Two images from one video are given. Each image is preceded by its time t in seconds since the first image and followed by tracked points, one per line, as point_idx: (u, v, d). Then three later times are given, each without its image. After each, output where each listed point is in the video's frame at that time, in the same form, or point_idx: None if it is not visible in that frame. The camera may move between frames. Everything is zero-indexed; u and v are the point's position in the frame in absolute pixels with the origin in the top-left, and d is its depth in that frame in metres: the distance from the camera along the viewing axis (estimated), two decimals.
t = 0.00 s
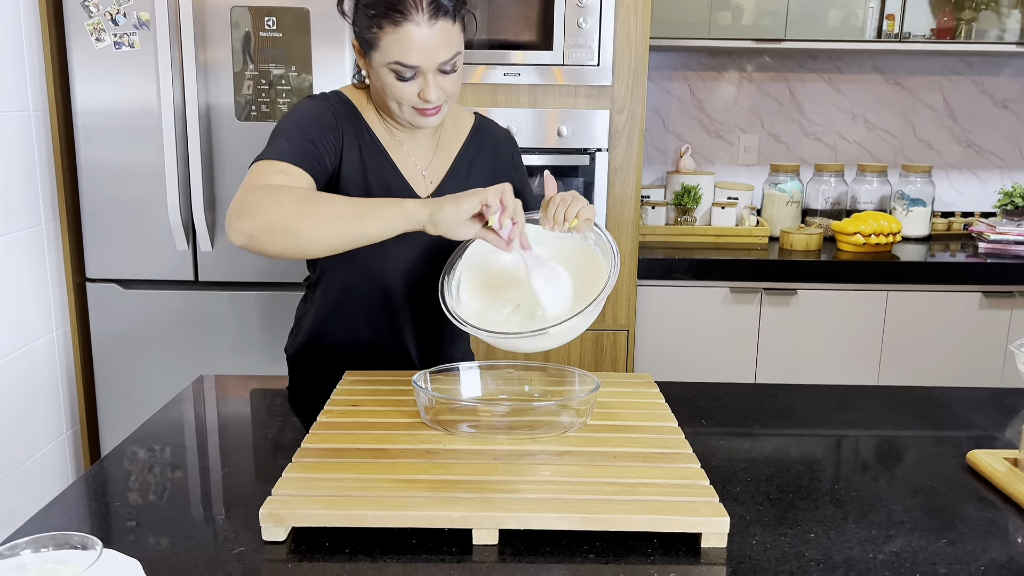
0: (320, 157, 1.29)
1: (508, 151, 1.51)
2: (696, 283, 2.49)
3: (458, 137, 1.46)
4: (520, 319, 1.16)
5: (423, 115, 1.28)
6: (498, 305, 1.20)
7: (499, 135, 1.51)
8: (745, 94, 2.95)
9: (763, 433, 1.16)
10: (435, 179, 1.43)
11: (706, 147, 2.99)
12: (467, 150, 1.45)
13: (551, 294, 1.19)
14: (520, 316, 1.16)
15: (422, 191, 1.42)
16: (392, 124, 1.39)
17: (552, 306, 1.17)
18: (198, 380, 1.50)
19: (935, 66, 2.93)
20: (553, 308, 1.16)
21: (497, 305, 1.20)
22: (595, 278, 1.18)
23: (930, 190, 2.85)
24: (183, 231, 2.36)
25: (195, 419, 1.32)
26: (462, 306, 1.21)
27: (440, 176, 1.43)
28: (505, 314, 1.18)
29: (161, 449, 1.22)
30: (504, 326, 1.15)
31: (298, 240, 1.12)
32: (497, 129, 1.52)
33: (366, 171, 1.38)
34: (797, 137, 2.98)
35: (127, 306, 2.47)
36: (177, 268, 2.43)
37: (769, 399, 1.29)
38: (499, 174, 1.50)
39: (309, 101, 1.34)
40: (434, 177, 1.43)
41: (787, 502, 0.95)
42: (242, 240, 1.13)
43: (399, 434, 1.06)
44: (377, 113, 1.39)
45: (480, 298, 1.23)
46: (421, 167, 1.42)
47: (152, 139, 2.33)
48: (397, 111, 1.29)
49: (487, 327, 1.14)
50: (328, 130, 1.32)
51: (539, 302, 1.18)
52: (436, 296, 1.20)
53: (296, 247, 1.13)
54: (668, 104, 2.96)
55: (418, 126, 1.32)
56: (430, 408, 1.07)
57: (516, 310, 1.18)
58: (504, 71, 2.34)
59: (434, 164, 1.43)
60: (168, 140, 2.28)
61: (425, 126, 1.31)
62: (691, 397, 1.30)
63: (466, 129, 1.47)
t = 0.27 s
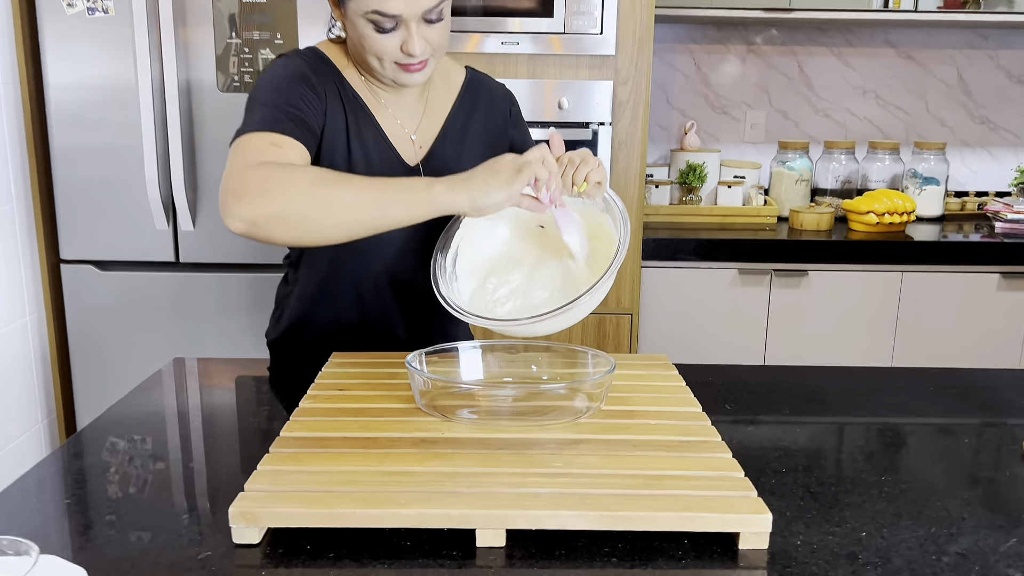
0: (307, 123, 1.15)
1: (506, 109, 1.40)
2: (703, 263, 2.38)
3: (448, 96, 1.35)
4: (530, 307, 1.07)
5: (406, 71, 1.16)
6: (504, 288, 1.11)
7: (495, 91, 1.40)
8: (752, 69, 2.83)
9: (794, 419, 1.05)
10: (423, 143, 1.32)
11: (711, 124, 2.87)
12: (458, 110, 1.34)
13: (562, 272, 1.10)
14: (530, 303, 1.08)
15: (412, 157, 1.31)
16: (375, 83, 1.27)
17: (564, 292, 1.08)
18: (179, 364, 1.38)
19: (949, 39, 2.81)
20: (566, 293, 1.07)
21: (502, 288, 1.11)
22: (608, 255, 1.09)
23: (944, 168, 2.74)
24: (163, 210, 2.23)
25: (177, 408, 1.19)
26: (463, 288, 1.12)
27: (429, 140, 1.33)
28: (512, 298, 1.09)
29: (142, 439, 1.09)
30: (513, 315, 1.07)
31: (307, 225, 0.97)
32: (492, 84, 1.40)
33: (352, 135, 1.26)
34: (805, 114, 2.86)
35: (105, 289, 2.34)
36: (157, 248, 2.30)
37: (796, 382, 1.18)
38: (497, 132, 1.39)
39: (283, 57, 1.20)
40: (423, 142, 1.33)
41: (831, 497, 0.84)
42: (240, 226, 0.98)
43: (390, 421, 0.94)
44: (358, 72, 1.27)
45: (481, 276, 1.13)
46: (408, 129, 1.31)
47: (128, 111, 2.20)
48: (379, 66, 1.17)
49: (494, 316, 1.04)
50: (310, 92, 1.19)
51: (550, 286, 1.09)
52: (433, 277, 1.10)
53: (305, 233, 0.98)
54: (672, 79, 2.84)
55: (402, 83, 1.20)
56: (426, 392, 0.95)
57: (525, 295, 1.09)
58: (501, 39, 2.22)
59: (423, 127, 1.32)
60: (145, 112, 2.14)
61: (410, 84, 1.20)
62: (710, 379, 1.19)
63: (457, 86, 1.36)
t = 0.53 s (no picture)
0: (275, 78, 1.01)
1: (498, 64, 1.27)
2: (716, 248, 2.24)
3: (432, 51, 1.21)
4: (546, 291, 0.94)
5: (382, 18, 1.02)
6: (515, 270, 0.97)
7: (484, 44, 1.27)
8: (761, 44, 2.70)
9: (847, 414, 0.91)
10: (406, 106, 1.20)
11: (719, 102, 2.74)
12: (444, 66, 1.21)
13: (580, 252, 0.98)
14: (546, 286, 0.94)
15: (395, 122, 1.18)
16: (350, 37, 1.13)
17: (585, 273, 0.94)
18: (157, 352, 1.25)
19: (968, 12, 2.68)
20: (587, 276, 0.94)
21: (513, 270, 0.97)
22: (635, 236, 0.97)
23: (962, 148, 2.61)
24: (138, 190, 2.08)
25: (156, 404, 1.04)
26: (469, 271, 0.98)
27: (413, 103, 1.20)
28: (525, 282, 0.96)
29: (118, 436, 0.94)
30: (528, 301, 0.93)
31: (281, 181, 0.84)
32: (481, 36, 1.27)
33: (328, 96, 1.12)
34: (816, 92, 2.73)
35: (77, 276, 2.18)
36: (132, 232, 2.14)
37: (841, 372, 1.05)
38: (490, 90, 1.27)
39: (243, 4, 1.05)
40: (407, 105, 1.20)
41: (908, 508, 0.71)
42: (198, 184, 0.83)
43: (384, 420, 0.81)
44: (330, 23, 1.13)
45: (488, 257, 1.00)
46: (389, 90, 1.18)
47: (99, 84, 2.04)
48: (351, 15, 1.03)
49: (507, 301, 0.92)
50: (276, 42, 1.05)
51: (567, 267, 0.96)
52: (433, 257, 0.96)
53: (277, 191, 0.84)
54: (678, 55, 2.70)
55: (380, 34, 1.06)
56: (424, 385, 0.82)
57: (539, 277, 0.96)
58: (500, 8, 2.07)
59: (406, 87, 1.20)
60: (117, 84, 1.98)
61: (388, 35, 1.05)
62: (743, 370, 1.06)
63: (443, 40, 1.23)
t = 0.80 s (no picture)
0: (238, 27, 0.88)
1: None
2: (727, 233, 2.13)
3: None
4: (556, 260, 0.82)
5: None
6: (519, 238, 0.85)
7: None
8: (768, 20, 2.58)
9: (903, 404, 0.81)
10: (384, 59, 1.08)
11: (726, 82, 2.63)
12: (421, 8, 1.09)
13: (591, 221, 0.86)
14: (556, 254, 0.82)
15: (372, 77, 1.07)
16: None
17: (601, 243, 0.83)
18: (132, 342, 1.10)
19: None
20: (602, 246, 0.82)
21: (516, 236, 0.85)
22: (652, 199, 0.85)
23: (979, 128, 2.51)
24: (113, 171, 1.93)
25: (137, 398, 0.89)
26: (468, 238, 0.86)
27: (391, 55, 1.08)
28: (526, 249, 0.84)
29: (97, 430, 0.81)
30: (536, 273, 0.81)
31: (272, 177, 0.64)
32: None
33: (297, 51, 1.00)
34: (826, 70, 2.61)
35: (51, 264, 2.03)
36: (106, 217, 1.99)
37: (888, 358, 0.94)
38: (474, 29, 1.14)
39: None
40: (384, 57, 1.08)
41: (996, 514, 0.60)
42: (178, 170, 0.65)
43: (377, 413, 0.69)
44: None
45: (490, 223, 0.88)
46: (363, 42, 1.06)
47: (68, 56, 1.89)
48: None
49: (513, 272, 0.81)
50: None
51: (579, 235, 0.84)
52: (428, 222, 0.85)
53: (272, 188, 0.65)
54: (683, 32, 2.59)
55: None
56: (423, 370, 0.71)
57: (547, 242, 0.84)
58: None
59: (381, 37, 1.07)
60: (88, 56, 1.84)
61: None
62: (777, 358, 0.95)
63: None
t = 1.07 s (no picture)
0: None
1: None
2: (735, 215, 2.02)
3: None
4: (557, 230, 0.69)
5: None
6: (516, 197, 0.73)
7: None
8: None
9: (961, 383, 0.71)
10: None
11: (732, 61, 2.53)
12: None
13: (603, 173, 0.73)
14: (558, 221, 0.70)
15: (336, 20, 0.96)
16: None
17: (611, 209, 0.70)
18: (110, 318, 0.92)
19: None
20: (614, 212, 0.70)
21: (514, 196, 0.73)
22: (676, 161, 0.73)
23: (995, 108, 2.42)
24: (89, 148, 1.81)
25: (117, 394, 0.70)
26: (466, 198, 0.76)
27: None
28: (524, 212, 0.71)
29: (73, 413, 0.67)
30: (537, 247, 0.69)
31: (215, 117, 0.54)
32: None
33: None
34: (836, 48, 2.51)
35: (28, 250, 1.92)
36: (83, 199, 1.87)
37: (935, 336, 0.84)
38: None
39: None
40: None
41: None
42: (100, 120, 0.54)
43: (362, 393, 0.59)
44: None
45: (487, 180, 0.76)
46: None
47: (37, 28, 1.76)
48: None
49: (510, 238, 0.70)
50: None
51: (585, 197, 0.71)
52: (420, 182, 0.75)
53: (214, 133, 0.54)
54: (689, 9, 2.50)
55: None
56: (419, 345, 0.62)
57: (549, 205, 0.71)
58: None
59: None
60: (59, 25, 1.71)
61: None
62: (811, 336, 0.85)
63: None
